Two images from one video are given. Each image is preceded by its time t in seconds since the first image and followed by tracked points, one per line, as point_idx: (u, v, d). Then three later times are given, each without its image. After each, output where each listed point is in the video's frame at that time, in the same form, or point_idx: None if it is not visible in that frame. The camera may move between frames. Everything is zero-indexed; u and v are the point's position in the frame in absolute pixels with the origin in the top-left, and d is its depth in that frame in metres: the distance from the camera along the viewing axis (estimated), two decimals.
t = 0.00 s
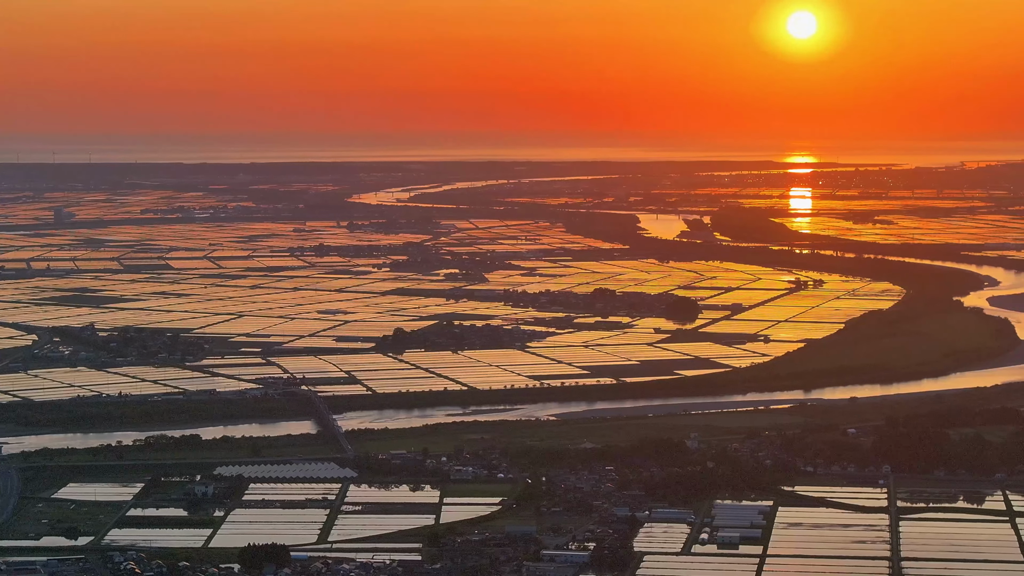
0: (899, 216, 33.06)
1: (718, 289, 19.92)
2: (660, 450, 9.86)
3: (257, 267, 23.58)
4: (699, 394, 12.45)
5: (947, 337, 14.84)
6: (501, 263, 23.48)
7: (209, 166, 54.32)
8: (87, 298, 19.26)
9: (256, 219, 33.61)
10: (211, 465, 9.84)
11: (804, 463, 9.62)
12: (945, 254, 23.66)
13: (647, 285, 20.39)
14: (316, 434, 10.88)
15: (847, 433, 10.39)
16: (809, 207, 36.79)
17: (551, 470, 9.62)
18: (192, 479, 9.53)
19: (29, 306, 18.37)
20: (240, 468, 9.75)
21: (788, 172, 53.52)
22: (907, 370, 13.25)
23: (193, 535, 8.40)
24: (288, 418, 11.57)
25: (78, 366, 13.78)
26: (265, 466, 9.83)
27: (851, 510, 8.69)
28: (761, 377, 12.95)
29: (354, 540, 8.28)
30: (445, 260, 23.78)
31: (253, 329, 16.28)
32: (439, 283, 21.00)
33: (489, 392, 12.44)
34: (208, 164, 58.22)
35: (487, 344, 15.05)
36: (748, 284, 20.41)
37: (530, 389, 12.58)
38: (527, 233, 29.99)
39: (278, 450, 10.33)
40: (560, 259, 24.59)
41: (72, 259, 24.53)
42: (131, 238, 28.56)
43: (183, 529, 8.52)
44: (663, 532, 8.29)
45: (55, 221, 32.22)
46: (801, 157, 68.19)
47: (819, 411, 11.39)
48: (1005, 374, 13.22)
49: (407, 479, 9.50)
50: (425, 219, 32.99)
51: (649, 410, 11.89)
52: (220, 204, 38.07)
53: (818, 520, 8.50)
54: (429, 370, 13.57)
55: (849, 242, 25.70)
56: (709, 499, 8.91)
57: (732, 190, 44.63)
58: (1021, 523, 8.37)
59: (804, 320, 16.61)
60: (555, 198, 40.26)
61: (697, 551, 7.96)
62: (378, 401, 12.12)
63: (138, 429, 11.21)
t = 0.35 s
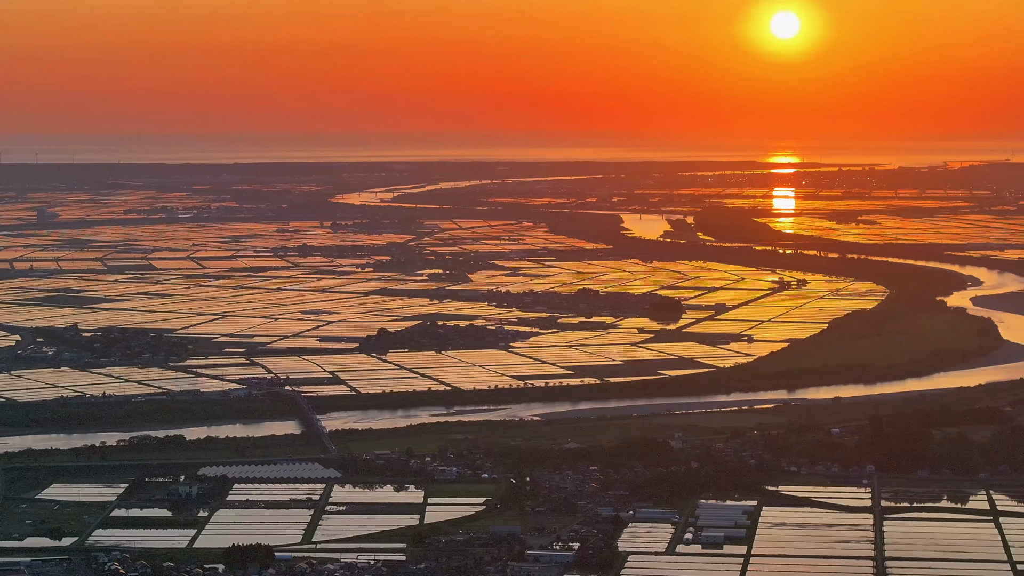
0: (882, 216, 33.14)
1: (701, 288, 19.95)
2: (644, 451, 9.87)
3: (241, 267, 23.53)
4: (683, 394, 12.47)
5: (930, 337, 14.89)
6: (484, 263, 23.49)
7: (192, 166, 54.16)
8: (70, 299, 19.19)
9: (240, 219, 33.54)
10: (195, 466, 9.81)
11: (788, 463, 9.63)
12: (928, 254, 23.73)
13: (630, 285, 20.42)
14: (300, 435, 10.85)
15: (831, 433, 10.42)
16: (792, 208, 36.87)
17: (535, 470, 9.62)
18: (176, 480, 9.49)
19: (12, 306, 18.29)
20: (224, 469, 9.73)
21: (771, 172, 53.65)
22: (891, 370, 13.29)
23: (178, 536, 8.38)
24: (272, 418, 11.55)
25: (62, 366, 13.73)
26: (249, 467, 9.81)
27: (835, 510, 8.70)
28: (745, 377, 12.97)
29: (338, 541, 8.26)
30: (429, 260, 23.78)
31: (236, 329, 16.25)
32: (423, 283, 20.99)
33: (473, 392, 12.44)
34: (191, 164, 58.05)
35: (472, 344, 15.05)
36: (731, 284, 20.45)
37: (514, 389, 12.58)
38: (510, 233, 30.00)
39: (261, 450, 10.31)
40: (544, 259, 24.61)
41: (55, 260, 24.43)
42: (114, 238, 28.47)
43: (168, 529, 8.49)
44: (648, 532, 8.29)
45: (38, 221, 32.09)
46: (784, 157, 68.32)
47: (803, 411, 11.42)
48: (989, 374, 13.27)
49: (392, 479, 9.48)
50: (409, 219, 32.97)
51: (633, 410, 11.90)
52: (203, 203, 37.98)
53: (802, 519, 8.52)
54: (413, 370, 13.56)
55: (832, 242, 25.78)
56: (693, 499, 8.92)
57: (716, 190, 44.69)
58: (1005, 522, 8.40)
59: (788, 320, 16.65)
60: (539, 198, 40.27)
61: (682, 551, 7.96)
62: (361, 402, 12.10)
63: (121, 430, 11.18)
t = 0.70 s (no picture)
0: (865, 216, 33.21)
1: (686, 288, 19.98)
2: (629, 451, 9.87)
3: (225, 267, 23.47)
4: (668, 394, 12.48)
5: (913, 337, 14.92)
6: (469, 263, 23.47)
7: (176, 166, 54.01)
8: (53, 299, 19.12)
9: (224, 220, 33.45)
10: (179, 466, 9.78)
11: (772, 462, 9.65)
12: (912, 254, 23.77)
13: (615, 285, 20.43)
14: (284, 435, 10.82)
15: (815, 433, 10.44)
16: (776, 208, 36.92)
17: (520, 470, 9.61)
18: (160, 480, 9.46)
19: None
20: (208, 469, 9.70)
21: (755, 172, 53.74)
22: (875, 370, 13.31)
23: (163, 536, 8.35)
24: (256, 418, 11.52)
25: (46, 366, 13.69)
26: (233, 468, 9.78)
27: (819, 510, 8.72)
28: (729, 377, 12.98)
29: (323, 541, 8.24)
30: (413, 260, 23.77)
31: (221, 329, 16.20)
32: (408, 283, 20.96)
33: (457, 392, 12.43)
34: (175, 163, 57.87)
35: (456, 344, 15.04)
36: (715, 284, 20.47)
37: (499, 389, 12.57)
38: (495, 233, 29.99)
39: (246, 451, 10.28)
40: (528, 259, 24.60)
41: (38, 260, 24.34)
42: (98, 238, 28.37)
43: (152, 530, 8.46)
44: (633, 531, 8.30)
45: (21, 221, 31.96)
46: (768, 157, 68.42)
47: (787, 410, 11.44)
48: (972, 374, 13.30)
49: (376, 479, 9.47)
50: (393, 219, 32.93)
51: (618, 410, 11.91)
52: (187, 203, 37.88)
53: (787, 519, 8.54)
54: (397, 371, 13.54)
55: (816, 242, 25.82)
56: (678, 499, 8.93)
57: (700, 190, 44.74)
58: (990, 521, 8.43)
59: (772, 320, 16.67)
60: (523, 199, 40.26)
61: (667, 551, 7.97)
62: (346, 402, 12.08)
63: (105, 430, 11.14)
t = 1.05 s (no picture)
0: (848, 216, 33.31)
1: (670, 288, 20.00)
2: (614, 451, 9.88)
3: (209, 267, 23.41)
4: (653, 394, 12.49)
5: (897, 337, 14.97)
6: (453, 264, 23.47)
7: (160, 166, 53.85)
8: (37, 300, 19.06)
9: (208, 220, 33.35)
10: (164, 466, 9.76)
11: (757, 462, 9.66)
12: (895, 254, 23.85)
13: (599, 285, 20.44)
14: (269, 436, 10.79)
15: (800, 432, 10.47)
16: (759, 208, 36.99)
17: (505, 470, 9.62)
18: (145, 481, 9.43)
19: None
20: (193, 470, 9.68)
21: (739, 172, 53.84)
22: (859, 370, 13.34)
23: (148, 537, 8.32)
24: (240, 419, 11.49)
25: (30, 367, 13.63)
26: (218, 468, 9.75)
27: (804, 510, 8.74)
28: (713, 377, 13.01)
29: (307, 542, 8.22)
30: (397, 261, 23.74)
31: (205, 330, 16.16)
32: (392, 283, 20.94)
33: (442, 393, 12.42)
34: (158, 164, 57.66)
35: (441, 344, 15.03)
36: (699, 284, 20.51)
37: (483, 389, 12.57)
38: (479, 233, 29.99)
39: (230, 451, 10.25)
40: (512, 259, 24.62)
41: (21, 260, 24.24)
42: (81, 238, 28.27)
43: (136, 530, 8.44)
44: (617, 532, 8.31)
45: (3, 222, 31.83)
46: (752, 156, 68.56)
47: (772, 410, 11.46)
48: (956, 374, 13.35)
49: (361, 480, 9.46)
50: (377, 219, 32.89)
51: (602, 410, 11.91)
52: (171, 204, 37.78)
53: (772, 519, 8.55)
54: (382, 371, 13.52)
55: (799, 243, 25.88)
56: (663, 499, 8.94)
57: (684, 190, 44.83)
58: (973, 521, 8.47)
59: (756, 320, 16.71)
60: (507, 199, 40.27)
61: (652, 551, 7.98)
62: (331, 402, 12.05)
63: (90, 430, 11.10)
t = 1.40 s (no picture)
0: (832, 216, 33.36)
1: (655, 288, 20.02)
2: (598, 451, 9.88)
3: (193, 268, 23.33)
4: (637, 394, 12.50)
5: (881, 336, 15.00)
6: (438, 264, 23.44)
7: (143, 166, 53.63)
8: (20, 300, 18.97)
9: (192, 220, 33.23)
10: (148, 467, 9.73)
11: (742, 462, 9.68)
12: (879, 254, 23.89)
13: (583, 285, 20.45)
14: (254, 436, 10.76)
15: (784, 432, 10.49)
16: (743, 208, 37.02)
17: (489, 470, 9.61)
18: (129, 481, 9.39)
19: None
20: (178, 470, 9.65)
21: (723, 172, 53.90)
22: (843, 370, 13.36)
23: (132, 537, 8.30)
24: (224, 419, 11.46)
25: (14, 367, 13.58)
26: (203, 468, 9.72)
27: (789, 509, 8.75)
28: (697, 376, 13.02)
29: (292, 542, 8.21)
30: (381, 261, 23.70)
31: (189, 330, 16.11)
32: (377, 283, 20.90)
33: (426, 393, 12.41)
34: (142, 164, 57.42)
35: (426, 344, 15.02)
36: (683, 284, 20.52)
37: (468, 389, 12.57)
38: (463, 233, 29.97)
39: (215, 451, 10.23)
40: (497, 258, 24.61)
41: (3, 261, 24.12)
42: (65, 238, 28.15)
43: (121, 530, 8.41)
44: (602, 531, 8.31)
45: None
46: (736, 156, 68.61)
47: (756, 410, 11.48)
48: (940, 374, 13.38)
49: (346, 480, 9.44)
50: (362, 220, 32.81)
51: (587, 410, 11.92)
52: (154, 204, 37.63)
53: (756, 518, 8.57)
54: (367, 371, 13.50)
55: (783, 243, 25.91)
56: (647, 499, 8.94)
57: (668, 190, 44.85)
58: (957, 520, 8.50)
59: (740, 320, 16.73)
60: (491, 199, 40.24)
61: (637, 551, 7.99)
62: (315, 403, 12.03)
63: (74, 431, 11.06)
